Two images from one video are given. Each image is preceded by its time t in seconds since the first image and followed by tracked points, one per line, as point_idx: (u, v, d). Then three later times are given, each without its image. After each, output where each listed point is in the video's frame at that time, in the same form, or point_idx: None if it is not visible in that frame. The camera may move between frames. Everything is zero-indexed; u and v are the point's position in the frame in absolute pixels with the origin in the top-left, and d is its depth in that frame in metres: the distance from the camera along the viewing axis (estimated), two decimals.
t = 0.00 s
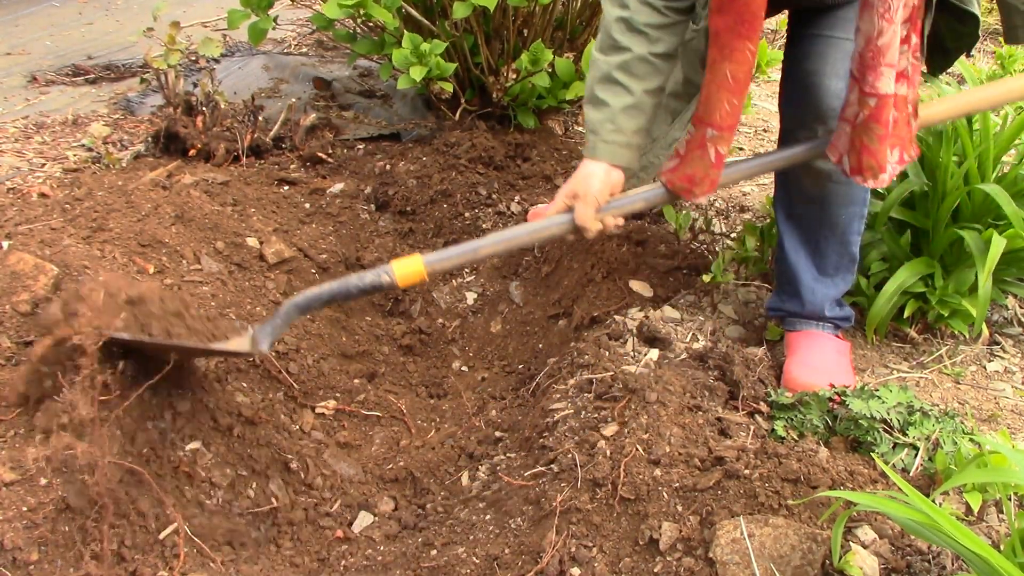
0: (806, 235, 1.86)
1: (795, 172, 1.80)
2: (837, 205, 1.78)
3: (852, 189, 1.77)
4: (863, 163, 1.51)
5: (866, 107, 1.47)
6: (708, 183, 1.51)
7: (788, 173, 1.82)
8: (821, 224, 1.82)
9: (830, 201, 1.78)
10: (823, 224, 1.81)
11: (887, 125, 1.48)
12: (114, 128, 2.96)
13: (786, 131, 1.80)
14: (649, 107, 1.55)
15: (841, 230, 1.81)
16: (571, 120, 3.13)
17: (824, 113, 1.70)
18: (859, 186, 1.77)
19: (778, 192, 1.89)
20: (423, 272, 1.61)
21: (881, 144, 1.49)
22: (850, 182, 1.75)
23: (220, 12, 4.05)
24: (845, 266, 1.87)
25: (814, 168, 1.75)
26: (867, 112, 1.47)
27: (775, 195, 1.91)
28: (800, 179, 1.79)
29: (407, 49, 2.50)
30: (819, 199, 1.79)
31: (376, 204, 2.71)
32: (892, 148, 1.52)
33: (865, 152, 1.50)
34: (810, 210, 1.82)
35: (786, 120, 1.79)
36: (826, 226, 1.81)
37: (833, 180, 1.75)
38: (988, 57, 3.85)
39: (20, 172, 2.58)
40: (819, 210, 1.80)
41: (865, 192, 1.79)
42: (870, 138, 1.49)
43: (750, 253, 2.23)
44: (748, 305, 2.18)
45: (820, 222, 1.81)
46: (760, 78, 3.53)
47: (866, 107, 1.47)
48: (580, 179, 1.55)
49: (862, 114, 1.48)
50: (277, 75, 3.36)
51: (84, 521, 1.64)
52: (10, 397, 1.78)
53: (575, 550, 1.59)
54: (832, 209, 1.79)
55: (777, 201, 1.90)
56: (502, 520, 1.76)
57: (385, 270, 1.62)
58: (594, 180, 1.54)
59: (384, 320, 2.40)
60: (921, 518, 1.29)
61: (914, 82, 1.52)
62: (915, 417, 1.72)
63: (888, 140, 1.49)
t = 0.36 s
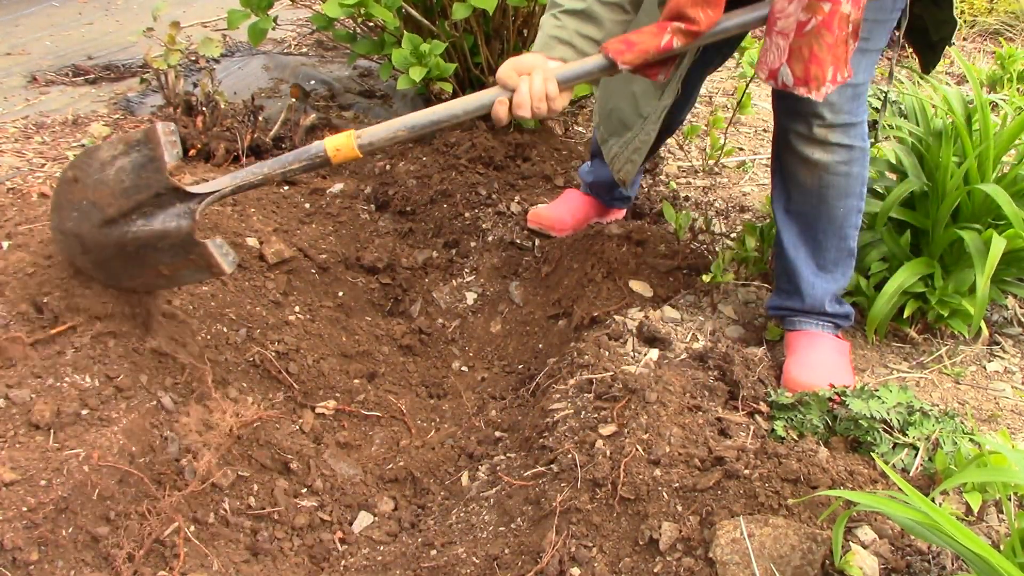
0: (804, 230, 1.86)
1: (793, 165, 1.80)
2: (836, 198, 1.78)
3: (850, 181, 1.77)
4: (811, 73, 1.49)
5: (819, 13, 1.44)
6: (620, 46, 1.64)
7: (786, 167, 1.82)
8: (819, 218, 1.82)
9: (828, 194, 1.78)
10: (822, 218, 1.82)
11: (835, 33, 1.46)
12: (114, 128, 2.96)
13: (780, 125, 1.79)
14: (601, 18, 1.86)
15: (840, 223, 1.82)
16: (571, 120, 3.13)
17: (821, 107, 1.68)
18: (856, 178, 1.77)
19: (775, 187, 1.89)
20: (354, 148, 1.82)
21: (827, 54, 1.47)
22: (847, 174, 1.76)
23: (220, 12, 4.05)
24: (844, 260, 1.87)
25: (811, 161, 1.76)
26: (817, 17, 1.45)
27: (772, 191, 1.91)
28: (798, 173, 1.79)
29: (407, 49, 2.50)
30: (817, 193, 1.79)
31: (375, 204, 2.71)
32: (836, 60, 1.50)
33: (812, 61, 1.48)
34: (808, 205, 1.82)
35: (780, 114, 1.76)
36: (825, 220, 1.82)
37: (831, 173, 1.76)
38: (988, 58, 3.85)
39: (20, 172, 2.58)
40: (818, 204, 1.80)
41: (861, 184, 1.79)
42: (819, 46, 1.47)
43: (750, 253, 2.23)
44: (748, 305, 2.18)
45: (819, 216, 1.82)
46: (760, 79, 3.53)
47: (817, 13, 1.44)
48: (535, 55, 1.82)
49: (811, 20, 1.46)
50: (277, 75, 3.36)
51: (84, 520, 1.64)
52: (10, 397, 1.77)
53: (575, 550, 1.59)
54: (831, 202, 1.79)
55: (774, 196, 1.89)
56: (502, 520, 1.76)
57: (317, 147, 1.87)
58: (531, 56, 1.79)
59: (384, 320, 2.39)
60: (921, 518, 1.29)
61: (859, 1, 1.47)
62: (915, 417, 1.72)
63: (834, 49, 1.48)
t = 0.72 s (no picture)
0: (804, 230, 1.86)
1: (793, 166, 1.80)
2: (837, 199, 1.78)
3: (851, 182, 1.77)
4: None
5: None
6: (750, 24, 1.52)
7: (786, 168, 1.82)
8: (820, 219, 1.82)
9: (829, 195, 1.78)
10: (823, 219, 1.81)
11: None
12: (114, 128, 2.96)
13: (780, 127, 1.79)
14: None
15: (841, 225, 1.82)
16: (571, 120, 3.13)
17: (821, 109, 1.69)
18: (857, 180, 1.77)
19: (775, 188, 1.88)
20: (576, 210, 1.49)
21: None
22: (849, 175, 1.76)
23: (220, 12, 4.05)
24: (844, 261, 1.87)
25: (812, 162, 1.76)
26: None
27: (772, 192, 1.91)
28: (799, 174, 1.79)
29: (406, 49, 2.50)
30: (818, 194, 1.79)
31: (376, 204, 2.71)
32: None
33: None
34: (808, 206, 1.82)
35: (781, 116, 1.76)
36: (825, 221, 1.82)
37: (832, 174, 1.76)
38: (988, 57, 3.85)
39: (20, 172, 2.58)
40: (818, 205, 1.80)
41: (862, 186, 1.79)
42: None
43: (749, 253, 2.23)
44: (748, 305, 2.18)
45: (819, 217, 1.82)
46: (759, 78, 3.53)
47: None
48: (679, 32, 1.57)
49: None
50: (277, 75, 3.36)
51: (84, 520, 1.65)
52: (11, 397, 1.77)
53: (575, 550, 1.59)
54: (832, 203, 1.79)
55: (774, 196, 1.89)
56: (502, 520, 1.76)
57: (540, 224, 1.50)
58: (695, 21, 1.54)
59: (384, 320, 2.39)
60: (921, 518, 1.29)
61: None
62: (915, 417, 1.72)
63: None
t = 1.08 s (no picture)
0: (803, 232, 1.85)
1: (792, 168, 1.80)
2: (836, 201, 1.78)
3: (850, 183, 1.77)
4: None
5: None
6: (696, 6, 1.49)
7: (784, 170, 1.82)
8: (819, 221, 1.82)
9: (828, 196, 1.78)
10: (823, 220, 1.81)
11: None
12: (114, 128, 2.96)
13: (777, 129, 1.78)
14: None
15: (840, 226, 1.81)
16: (571, 120, 3.13)
17: (819, 111, 1.69)
18: (856, 181, 1.77)
19: (772, 190, 1.88)
20: (607, 304, 1.58)
21: None
22: (848, 177, 1.76)
23: (220, 12, 4.05)
24: (844, 262, 1.87)
25: (811, 164, 1.75)
26: None
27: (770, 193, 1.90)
28: (798, 176, 1.79)
29: (407, 49, 2.50)
30: (817, 195, 1.79)
31: (376, 204, 2.71)
32: None
33: None
34: (807, 207, 1.81)
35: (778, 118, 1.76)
36: (824, 223, 1.81)
37: (830, 175, 1.76)
38: (988, 57, 3.84)
39: (20, 172, 2.58)
40: (817, 206, 1.80)
41: (861, 187, 1.79)
42: None
43: (750, 253, 2.23)
44: (748, 305, 2.18)
45: (818, 218, 1.81)
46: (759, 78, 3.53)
47: None
48: None
49: None
50: (277, 75, 3.36)
51: (84, 520, 1.65)
52: (11, 397, 1.78)
53: (575, 550, 1.59)
54: (831, 205, 1.79)
55: (772, 198, 1.88)
56: (502, 520, 1.76)
57: (578, 319, 1.62)
58: None
59: (384, 320, 2.39)
60: (921, 518, 1.29)
61: None
62: (915, 417, 1.72)
63: None
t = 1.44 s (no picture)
0: (803, 231, 1.85)
1: (792, 168, 1.79)
2: (836, 201, 1.78)
3: (850, 183, 1.77)
4: None
5: None
6: None
7: (784, 170, 1.82)
8: (820, 221, 1.82)
9: (828, 196, 1.78)
10: (823, 220, 1.81)
11: None
12: (114, 128, 2.96)
13: (777, 130, 1.78)
14: None
15: (840, 226, 1.81)
16: (571, 120, 3.13)
17: (819, 112, 1.68)
18: (856, 181, 1.77)
19: (773, 189, 1.87)
20: (597, 297, 1.64)
21: None
22: (848, 177, 1.76)
23: (220, 12, 4.05)
24: (844, 262, 1.88)
25: (811, 164, 1.75)
26: None
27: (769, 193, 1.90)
28: (798, 176, 1.79)
29: (407, 49, 2.50)
30: (817, 195, 1.78)
31: (376, 204, 2.71)
32: None
33: None
34: (808, 207, 1.81)
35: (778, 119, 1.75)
36: (824, 222, 1.81)
37: (831, 176, 1.75)
38: (988, 57, 3.84)
39: (20, 172, 2.58)
40: (818, 206, 1.80)
41: (861, 187, 1.79)
42: None
43: (750, 253, 2.22)
44: (748, 305, 2.18)
45: (819, 218, 1.81)
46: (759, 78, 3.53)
47: None
48: None
49: None
50: (277, 75, 3.36)
51: (84, 520, 1.65)
52: (11, 397, 1.78)
53: (575, 550, 1.59)
54: (832, 205, 1.79)
55: (772, 198, 1.88)
56: (502, 520, 1.76)
57: (569, 313, 1.68)
58: None
59: (384, 320, 2.39)
60: (921, 518, 1.29)
61: None
62: (915, 417, 1.72)
63: None
